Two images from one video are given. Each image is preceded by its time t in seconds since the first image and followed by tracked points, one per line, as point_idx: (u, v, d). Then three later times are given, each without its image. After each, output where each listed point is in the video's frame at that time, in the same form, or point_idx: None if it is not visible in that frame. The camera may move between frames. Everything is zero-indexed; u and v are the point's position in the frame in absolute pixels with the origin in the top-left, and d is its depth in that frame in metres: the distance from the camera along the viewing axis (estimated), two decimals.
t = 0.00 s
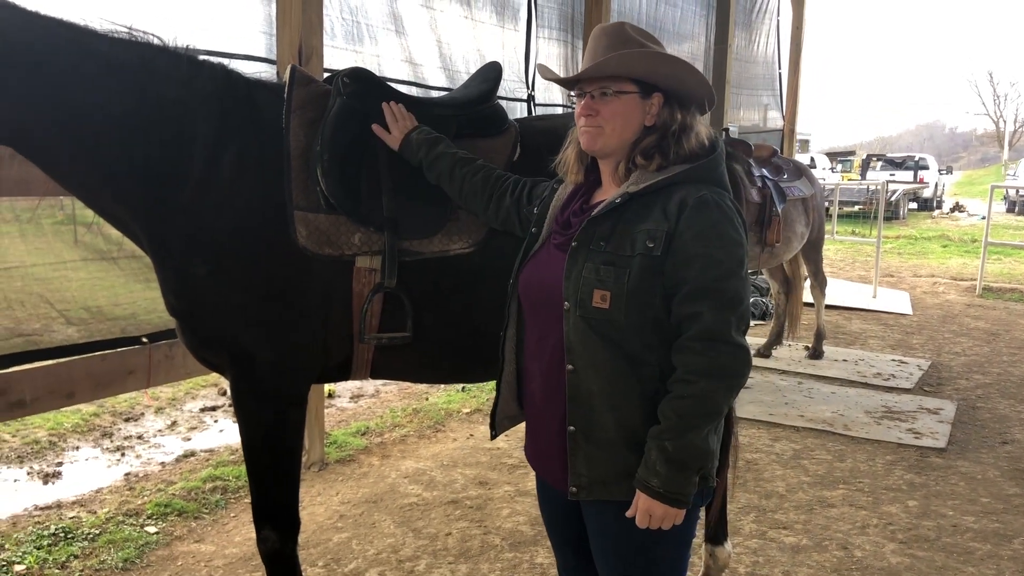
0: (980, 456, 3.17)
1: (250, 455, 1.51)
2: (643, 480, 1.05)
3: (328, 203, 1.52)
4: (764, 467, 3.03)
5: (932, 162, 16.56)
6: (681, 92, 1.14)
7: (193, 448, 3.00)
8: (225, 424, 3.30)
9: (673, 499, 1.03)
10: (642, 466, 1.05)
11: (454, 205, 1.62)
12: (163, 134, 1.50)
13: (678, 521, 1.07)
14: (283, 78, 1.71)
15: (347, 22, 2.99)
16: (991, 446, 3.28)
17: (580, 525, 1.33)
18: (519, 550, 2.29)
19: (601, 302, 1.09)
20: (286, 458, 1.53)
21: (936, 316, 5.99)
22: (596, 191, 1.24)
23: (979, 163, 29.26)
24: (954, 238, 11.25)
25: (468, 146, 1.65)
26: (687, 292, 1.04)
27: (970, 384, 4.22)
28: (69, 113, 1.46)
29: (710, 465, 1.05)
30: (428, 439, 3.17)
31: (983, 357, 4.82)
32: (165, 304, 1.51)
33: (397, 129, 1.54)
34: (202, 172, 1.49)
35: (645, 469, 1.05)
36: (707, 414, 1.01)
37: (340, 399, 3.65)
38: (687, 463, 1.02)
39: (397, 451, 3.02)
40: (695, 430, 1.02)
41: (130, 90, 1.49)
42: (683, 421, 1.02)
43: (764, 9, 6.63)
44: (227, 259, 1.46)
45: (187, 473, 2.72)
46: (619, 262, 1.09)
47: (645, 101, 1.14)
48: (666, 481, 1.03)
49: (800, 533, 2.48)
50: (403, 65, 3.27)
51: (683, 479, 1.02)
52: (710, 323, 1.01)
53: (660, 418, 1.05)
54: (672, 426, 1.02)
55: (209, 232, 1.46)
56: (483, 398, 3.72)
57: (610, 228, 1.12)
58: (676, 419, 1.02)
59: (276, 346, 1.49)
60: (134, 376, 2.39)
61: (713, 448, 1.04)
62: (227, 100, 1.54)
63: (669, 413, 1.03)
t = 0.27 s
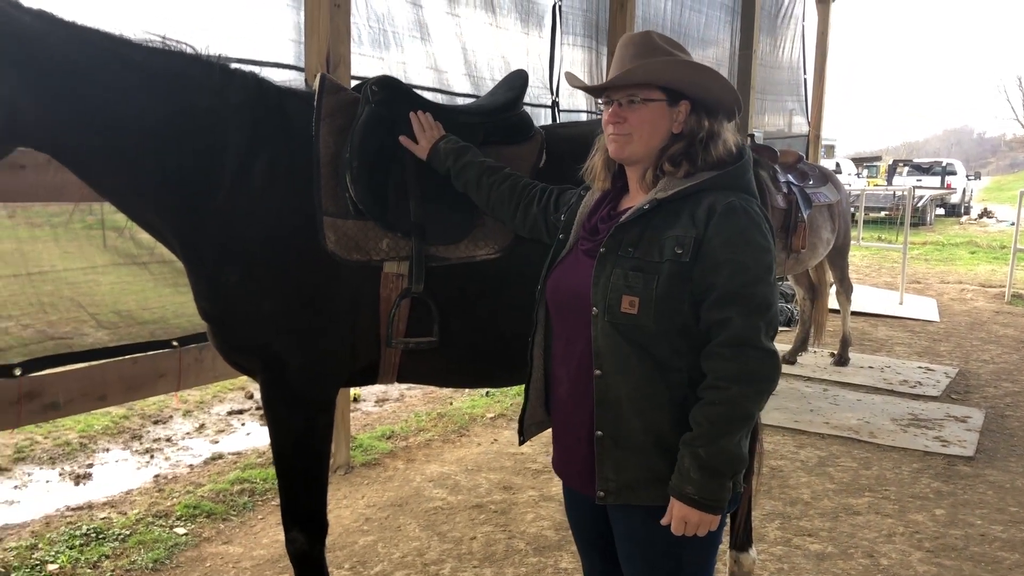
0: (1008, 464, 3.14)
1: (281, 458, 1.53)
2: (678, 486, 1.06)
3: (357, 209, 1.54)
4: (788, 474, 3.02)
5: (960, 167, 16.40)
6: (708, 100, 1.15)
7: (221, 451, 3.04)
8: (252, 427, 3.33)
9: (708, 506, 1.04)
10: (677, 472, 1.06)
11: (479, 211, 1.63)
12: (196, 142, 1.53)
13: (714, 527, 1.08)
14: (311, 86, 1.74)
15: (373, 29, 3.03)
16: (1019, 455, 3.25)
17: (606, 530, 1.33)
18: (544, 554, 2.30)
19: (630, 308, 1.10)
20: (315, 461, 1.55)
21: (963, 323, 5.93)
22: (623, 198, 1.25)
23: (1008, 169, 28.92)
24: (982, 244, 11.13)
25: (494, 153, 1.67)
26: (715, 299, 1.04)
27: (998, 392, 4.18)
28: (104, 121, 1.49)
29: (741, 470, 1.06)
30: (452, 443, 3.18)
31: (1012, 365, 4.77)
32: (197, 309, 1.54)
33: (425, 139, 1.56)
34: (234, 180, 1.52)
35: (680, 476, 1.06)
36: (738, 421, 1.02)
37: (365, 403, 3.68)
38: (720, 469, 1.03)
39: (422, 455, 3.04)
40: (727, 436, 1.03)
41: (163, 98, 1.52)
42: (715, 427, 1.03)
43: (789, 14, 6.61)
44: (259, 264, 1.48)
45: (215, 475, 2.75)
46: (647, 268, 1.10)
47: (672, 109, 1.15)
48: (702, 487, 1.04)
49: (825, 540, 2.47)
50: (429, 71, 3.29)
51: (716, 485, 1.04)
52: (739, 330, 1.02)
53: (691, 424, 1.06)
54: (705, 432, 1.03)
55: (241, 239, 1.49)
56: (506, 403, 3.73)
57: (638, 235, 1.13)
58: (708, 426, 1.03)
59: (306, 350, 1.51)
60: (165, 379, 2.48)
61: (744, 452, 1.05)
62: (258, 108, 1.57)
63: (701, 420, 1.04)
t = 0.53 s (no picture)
0: None
1: (326, 460, 1.56)
2: (722, 492, 1.06)
3: (403, 216, 1.56)
4: (828, 483, 2.99)
5: (1002, 174, 16.14)
6: (756, 109, 1.16)
7: (262, 453, 3.08)
8: (291, 430, 3.37)
9: (752, 513, 1.05)
10: (721, 478, 1.07)
11: (523, 219, 1.64)
12: (246, 149, 1.56)
13: (757, 534, 1.08)
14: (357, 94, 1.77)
15: (414, 37, 3.06)
16: None
17: (650, 536, 1.34)
18: (582, 560, 2.30)
19: (677, 315, 1.11)
20: (360, 463, 1.57)
21: (1006, 333, 5.84)
22: (670, 206, 1.26)
23: None
24: None
25: (537, 161, 1.68)
26: (762, 306, 1.05)
27: None
28: (157, 129, 1.53)
29: (786, 478, 1.06)
30: (489, 448, 3.20)
31: None
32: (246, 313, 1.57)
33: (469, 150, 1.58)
34: (283, 186, 1.55)
35: (723, 482, 1.06)
36: (784, 428, 1.02)
37: (403, 408, 3.71)
38: (765, 476, 1.03)
39: (459, 459, 3.06)
40: (773, 443, 1.03)
41: (214, 107, 1.56)
42: (759, 434, 1.03)
43: (827, 20, 6.55)
44: (306, 269, 1.51)
45: (257, 477, 2.79)
46: (695, 275, 1.11)
47: (720, 117, 1.16)
48: (745, 494, 1.04)
49: (866, 551, 2.44)
50: (468, 79, 3.32)
51: (761, 492, 1.04)
52: (786, 338, 1.02)
53: (736, 431, 1.06)
54: (750, 439, 1.03)
55: (289, 244, 1.52)
56: (543, 409, 3.74)
57: (685, 242, 1.14)
58: (753, 432, 1.03)
59: (352, 354, 1.54)
60: (212, 381, 2.53)
61: (790, 461, 1.05)
62: (306, 116, 1.60)
63: (746, 427, 1.04)
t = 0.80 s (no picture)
0: None
1: (377, 460, 1.58)
2: (775, 498, 1.06)
3: (453, 221, 1.57)
4: (875, 492, 2.95)
5: None
6: (813, 115, 1.15)
7: (308, 454, 3.12)
8: (336, 432, 3.41)
9: (806, 519, 1.04)
10: (774, 484, 1.06)
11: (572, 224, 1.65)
12: (300, 154, 1.59)
13: (810, 542, 1.07)
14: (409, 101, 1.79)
15: (459, 43, 3.08)
16: None
17: (700, 541, 1.34)
18: (627, 566, 2.30)
19: (732, 320, 1.11)
20: (409, 465, 1.58)
21: None
22: (723, 211, 1.26)
23: None
24: None
25: (587, 167, 1.69)
26: (818, 312, 1.04)
27: None
28: (215, 134, 1.56)
29: (841, 485, 1.05)
30: (532, 452, 3.21)
31: None
32: (300, 315, 1.60)
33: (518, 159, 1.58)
34: (336, 191, 1.57)
35: (777, 488, 1.06)
36: (840, 434, 1.02)
37: (445, 411, 3.73)
38: (819, 483, 1.03)
39: (502, 463, 3.07)
40: (828, 450, 1.02)
41: (270, 112, 1.59)
42: (815, 440, 1.02)
43: (874, 22, 6.47)
44: (359, 272, 1.53)
45: (303, 478, 2.83)
46: (750, 281, 1.11)
47: (777, 122, 1.16)
48: (800, 501, 1.03)
49: (915, 561, 2.41)
50: (512, 84, 3.34)
51: (815, 498, 1.03)
52: (842, 344, 1.02)
53: (791, 437, 1.06)
54: (805, 446, 1.03)
55: (342, 247, 1.54)
56: (585, 414, 3.74)
57: (740, 248, 1.14)
58: (808, 439, 1.03)
59: (403, 356, 1.55)
60: (262, 382, 2.65)
61: (845, 468, 1.05)
62: (359, 122, 1.62)
63: (801, 433, 1.04)
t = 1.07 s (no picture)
0: None
1: (419, 462, 1.59)
2: (821, 505, 1.05)
3: (495, 225, 1.58)
4: (917, 499, 2.92)
5: None
6: (859, 119, 1.15)
7: (346, 456, 3.15)
8: (374, 434, 3.44)
9: (852, 527, 1.03)
10: (820, 491, 1.06)
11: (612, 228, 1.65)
12: (344, 159, 1.61)
13: (856, 549, 1.06)
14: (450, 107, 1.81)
15: (497, 47, 3.10)
16: None
17: (743, 546, 1.33)
18: (665, 571, 2.29)
19: (777, 325, 1.11)
20: (450, 467, 1.60)
21: None
22: (767, 215, 1.26)
23: None
24: None
25: (627, 172, 1.70)
26: (864, 318, 1.04)
27: None
28: (261, 139, 1.59)
29: (888, 492, 1.05)
30: (569, 456, 3.21)
31: None
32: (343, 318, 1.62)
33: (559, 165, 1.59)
34: (380, 195, 1.59)
35: (823, 494, 1.05)
36: (886, 441, 1.01)
37: (481, 414, 3.74)
38: (866, 490, 1.02)
39: (539, 466, 3.07)
40: (874, 457, 1.02)
41: (315, 118, 1.61)
42: (861, 447, 1.02)
43: (914, 23, 6.39)
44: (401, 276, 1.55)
45: (342, 479, 2.86)
46: (795, 286, 1.10)
47: (823, 125, 1.16)
48: (845, 508, 1.03)
49: (959, 570, 2.38)
50: (550, 88, 3.35)
51: (862, 506, 1.03)
52: (889, 350, 1.01)
53: (836, 444, 1.05)
54: (851, 452, 1.03)
55: (385, 251, 1.55)
56: (621, 418, 3.73)
57: (784, 254, 1.14)
58: (855, 445, 1.02)
59: (445, 359, 1.56)
60: (304, 383, 2.69)
61: (892, 474, 1.04)
62: (402, 128, 1.64)
63: (847, 439, 1.03)
